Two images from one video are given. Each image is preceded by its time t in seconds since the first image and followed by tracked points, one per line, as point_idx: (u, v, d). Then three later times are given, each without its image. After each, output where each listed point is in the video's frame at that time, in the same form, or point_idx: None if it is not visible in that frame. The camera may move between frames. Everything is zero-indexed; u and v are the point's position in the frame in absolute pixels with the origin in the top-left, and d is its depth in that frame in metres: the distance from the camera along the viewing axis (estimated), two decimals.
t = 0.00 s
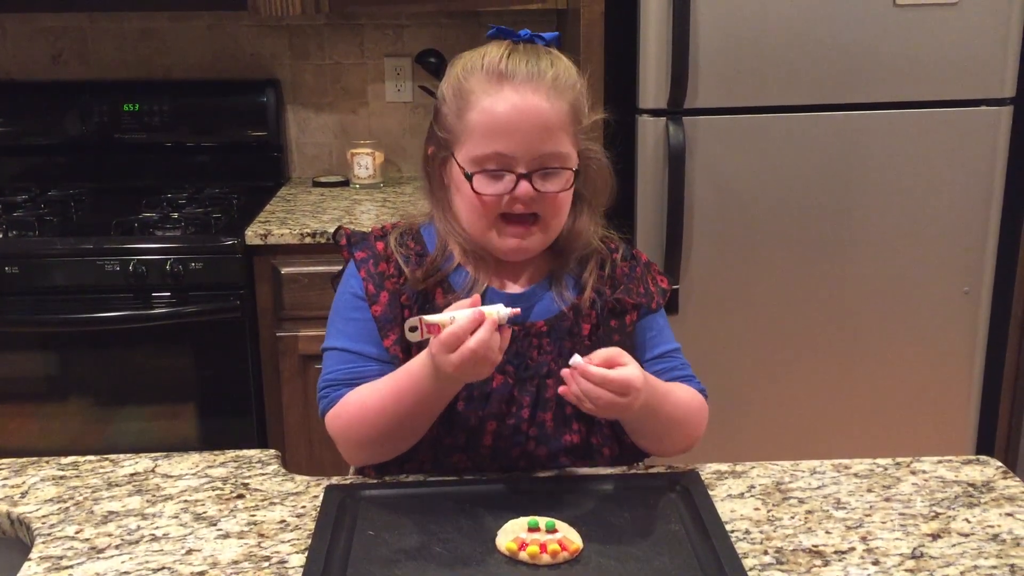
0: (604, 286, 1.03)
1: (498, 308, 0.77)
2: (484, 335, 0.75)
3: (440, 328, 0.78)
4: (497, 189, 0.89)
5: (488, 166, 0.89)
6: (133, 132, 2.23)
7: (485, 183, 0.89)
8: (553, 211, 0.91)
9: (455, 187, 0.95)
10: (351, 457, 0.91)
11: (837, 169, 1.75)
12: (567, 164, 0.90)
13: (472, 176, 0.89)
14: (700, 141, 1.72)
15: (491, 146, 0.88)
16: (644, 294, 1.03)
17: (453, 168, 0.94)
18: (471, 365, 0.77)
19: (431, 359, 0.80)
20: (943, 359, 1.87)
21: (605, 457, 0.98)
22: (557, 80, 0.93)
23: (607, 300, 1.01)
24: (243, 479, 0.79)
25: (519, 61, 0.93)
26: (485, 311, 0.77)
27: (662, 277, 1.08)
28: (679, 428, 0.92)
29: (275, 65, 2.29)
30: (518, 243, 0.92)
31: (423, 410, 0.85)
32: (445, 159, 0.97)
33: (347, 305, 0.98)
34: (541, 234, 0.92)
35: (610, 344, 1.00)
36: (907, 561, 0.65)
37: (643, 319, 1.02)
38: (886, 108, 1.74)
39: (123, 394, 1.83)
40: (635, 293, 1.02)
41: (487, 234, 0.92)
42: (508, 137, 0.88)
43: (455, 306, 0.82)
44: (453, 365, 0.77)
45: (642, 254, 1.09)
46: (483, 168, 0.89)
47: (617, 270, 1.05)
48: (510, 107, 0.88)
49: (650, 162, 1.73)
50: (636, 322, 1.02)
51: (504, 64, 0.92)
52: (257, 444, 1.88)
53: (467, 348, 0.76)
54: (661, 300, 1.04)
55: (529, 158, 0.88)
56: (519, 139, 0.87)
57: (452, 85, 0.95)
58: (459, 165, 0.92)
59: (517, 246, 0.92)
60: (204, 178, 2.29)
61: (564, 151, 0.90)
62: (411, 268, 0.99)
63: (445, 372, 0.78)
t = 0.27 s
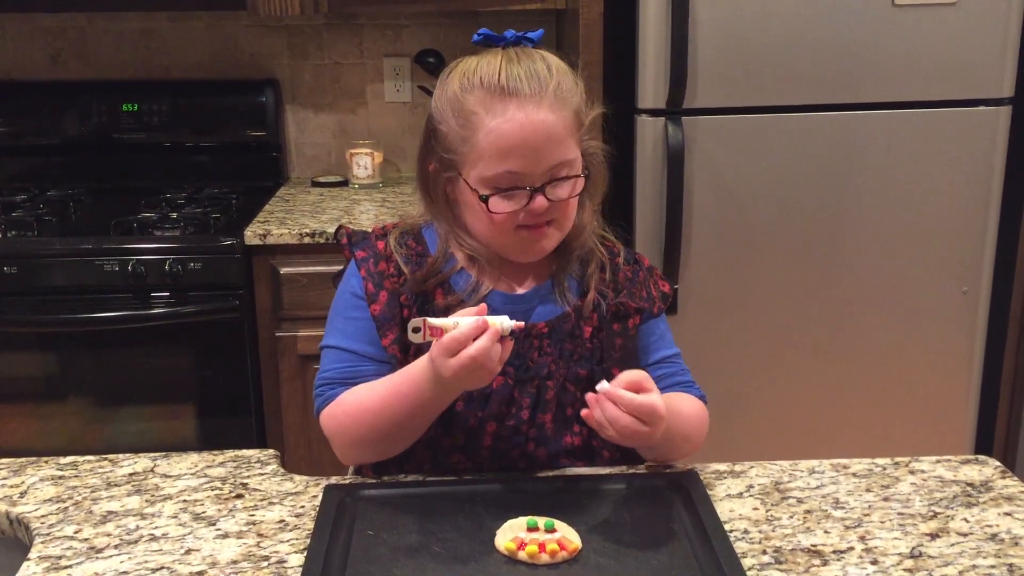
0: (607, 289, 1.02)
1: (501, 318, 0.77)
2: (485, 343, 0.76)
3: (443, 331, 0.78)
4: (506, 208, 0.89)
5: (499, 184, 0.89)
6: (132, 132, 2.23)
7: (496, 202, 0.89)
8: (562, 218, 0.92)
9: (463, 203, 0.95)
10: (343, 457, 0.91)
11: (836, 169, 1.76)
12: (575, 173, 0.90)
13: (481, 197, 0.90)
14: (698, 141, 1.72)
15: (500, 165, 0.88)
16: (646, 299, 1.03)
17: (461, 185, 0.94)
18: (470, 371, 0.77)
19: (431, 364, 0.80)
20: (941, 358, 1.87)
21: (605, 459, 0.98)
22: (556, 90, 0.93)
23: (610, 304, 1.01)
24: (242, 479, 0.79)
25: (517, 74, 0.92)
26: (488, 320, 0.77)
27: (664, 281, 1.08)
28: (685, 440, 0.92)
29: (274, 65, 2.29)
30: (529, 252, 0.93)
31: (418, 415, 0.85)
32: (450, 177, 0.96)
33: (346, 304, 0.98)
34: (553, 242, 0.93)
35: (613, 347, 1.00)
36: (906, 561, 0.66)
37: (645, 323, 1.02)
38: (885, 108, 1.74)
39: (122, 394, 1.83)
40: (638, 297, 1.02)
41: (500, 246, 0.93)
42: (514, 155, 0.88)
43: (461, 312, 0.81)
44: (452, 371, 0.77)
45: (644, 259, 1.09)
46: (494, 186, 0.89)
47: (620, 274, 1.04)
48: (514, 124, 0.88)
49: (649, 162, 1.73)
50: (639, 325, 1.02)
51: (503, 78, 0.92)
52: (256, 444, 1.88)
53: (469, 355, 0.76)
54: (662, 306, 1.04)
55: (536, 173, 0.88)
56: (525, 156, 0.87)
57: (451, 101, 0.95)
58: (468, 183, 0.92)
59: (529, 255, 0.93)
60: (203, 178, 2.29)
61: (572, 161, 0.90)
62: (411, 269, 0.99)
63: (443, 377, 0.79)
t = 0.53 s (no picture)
0: (603, 284, 1.02)
1: (504, 324, 0.77)
2: (484, 345, 0.76)
3: (444, 331, 0.78)
4: (508, 213, 0.89)
5: (500, 189, 0.89)
6: (130, 130, 2.23)
7: (498, 207, 0.89)
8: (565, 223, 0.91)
9: (465, 207, 0.95)
10: (337, 459, 0.91)
11: (835, 168, 1.76)
12: (576, 176, 0.90)
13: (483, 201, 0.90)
14: (697, 140, 1.72)
15: (501, 170, 0.89)
16: (643, 288, 1.03)
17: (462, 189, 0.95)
18: (470, 373, 0.77)
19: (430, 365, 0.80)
20: (940, 357, 1.88)
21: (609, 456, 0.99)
22: (557, 93, 0.93)
23: (608, 298, 1.01)
24: (240, 478, 0.79)
25: (517, 77, 0.92)
26: (489, 323, 0.77)
27: (664, 271, 1.08)
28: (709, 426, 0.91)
29: (273, 64, 2.29)
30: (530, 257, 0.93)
31: (417, 418, 0.85)
32: (451, 181, 0.97)
33: (344, 304, 0.98)
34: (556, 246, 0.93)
35: (614, 342, 1.00)
36: (905, 559, 0.65)
37: (645, 313, 1.03)
38: (884, 107, 1.74)
39: (121, 393, 1.83)
40: (634, 288, 1.02)
41: (503, 251, 0.94)
42: (515, 159, 0.88)
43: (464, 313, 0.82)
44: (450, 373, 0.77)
45: (641, 250, 1.09)
46: (495, 191, 0.89)
47: (617, 265, 1.05)
48: (514, 130, 0.88)
49: (648, 161, 1.73)
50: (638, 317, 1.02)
51: (503, 80, 0.92)
52: (255, 443, 1.88)
53: (467, 355, 0.76)
54: (662, 294, 1.04)
55: (537, 177, 0.88)
56: (526, 161, 0.87)
57: (451, 104, 0.95)
58: (470, 188, 0.92)
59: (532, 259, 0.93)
60: (202, 177, 2.29)
61: (572, 164, 0.90)
62: (411, 270, 0.99)
63: (442, 379, 0.78)
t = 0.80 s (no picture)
0: (597, 279, 1.03)
1: (500, 320, 0.77)
2: (479, 340, 0.75)
3: (440, 326, 0.78)
4: (504, 208, 0.89)
5: (497, 184, 0.89)
6: (131, 129, 2.23)
7: (494, 202, 0.90)
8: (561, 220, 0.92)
9: (461, 202, 0.96)
10: (333, 459, 0.90)
11: (836, 166, 1.75)
12: (573, 172, 0.90)
13: (480, 197, 0.90)
14: (698, 139, 1.72)
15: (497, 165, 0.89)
16: (637, 280, 1.03)
17: (459, 184, 0.95)
18: (464, 368, 0.77)
19: (426, 362, 0.80)
20: (941, 356, 1.87)
21: (610, 454, 0.98)
22: (554, 89, 0.93)
23: (601, 292, 1.01)
24: (240, 476, 0.79)
25: (515, 73, 0.92)
26: (486, 319, 0.77)
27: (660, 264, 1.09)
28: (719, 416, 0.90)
29: (274, 62, 2.29)
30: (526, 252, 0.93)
31: (413, 415, 0.85)
32: (447, 176, 0.97)
33: (339, 304, 0.98)
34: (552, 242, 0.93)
35: (609, 337, 0.99)
36: (906, 558, 0.65)
37: (641, 305, 1.02)
38: (885, 106, 1.74)
39: (121, 391, 1.83)
40: (626, 281, 1.03)
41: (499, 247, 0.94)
42: (511, 155, 0.88)
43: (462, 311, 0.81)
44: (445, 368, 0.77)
45: (636, 245, 1.10)
46: (492, 187, 0.89)
47: (611, 260, 1.05)
48: (511, 126, 0.88)
49: (649, 160, 1.73)
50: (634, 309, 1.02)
51: (501, 77, 0.92)
52: (255, 441, 1.88)
53: (462, 349, 0.75)
54: (660, 284, 1.04)
55: (533, 173, 0.88)
56: (521, 157, 0.87)
57: (448, 100, 0.95)
58: (466, 183, 0.93)
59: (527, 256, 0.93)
60: (203, 175, 2.29)
61: (569, 161, 0.90)
62: (405, 270, 0.99)
63: (438, 375, 0.78)
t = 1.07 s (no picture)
0: (594, 275, 1.03)
1: (495, 322, 0.77)
2: (473, 341, 0.75)
3: (436, 327, 0.78)
4: (499, 209, 0.90)
5: (492, 185, 0.89)
6: (133, 128, 2.23)
7: (489, 203, 0.90)
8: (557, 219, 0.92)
9: (456, 201, 0.96)
10: (330, 458, 0.91)
11: (838, 165, 1.75)
12: (568, 171, 0.90)
13: (475, 197, 0.90)
14: (699, 139, 1.72)
15: (492, 166, 0.89)
16: (635, 276, 1.03)
17: (454, 184, 0.95)
18: (459, 370, 0.77)
19: (421, 363, 0.80)
20: (943, 356, 1.87)
21: (610, 450, 0.98)
22: (549, 88, 0.93)
23: (599, 289, 1.01)
24: (242, 475, 0.79)
25: (509, 74, 0.92)
26: (481, 321, 0.77)
27: (658, 260, 1.09)
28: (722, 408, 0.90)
29: (276, 61, 2.29)
30: (522, 250, 0.94)
31: (409, 415, 0.85)
32: (443, 176, 0.97)
33: (336, 305, 0.98)
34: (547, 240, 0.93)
35: (607, 333, 1.00)
36: (907, 558, 0.65)
37: (638, 301, 1.02)
38: (886, 105, 1.74)
39: (123, 390, 1.83)
40: (624, 276, 1.03)
41: (495, 246, 0.94)
42: (505, 155, 0.88)
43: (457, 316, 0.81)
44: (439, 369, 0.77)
45: (635, 241, 1.10)
46: (488, 187, 0.90)
47: (608, 256, 1.06)
48: (506, 127, 0.88)
49: (650, 159, 1.73)
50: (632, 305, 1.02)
51: (495, 77, 0.92)
52: (257, 441, 1.88)
53: (456, 350, 0.75)
54: (657, 280, 1.04)
55: (527, 173, 0.88)
56: (516, 157, 0.87)
57: (443, 100, 0.95)
58: (461, 183, 0.93)
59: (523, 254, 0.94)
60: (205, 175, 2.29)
61: (564, 161, 0.90)
62: (401, 270, 0.99)
63: (432, 376, 0.78)
